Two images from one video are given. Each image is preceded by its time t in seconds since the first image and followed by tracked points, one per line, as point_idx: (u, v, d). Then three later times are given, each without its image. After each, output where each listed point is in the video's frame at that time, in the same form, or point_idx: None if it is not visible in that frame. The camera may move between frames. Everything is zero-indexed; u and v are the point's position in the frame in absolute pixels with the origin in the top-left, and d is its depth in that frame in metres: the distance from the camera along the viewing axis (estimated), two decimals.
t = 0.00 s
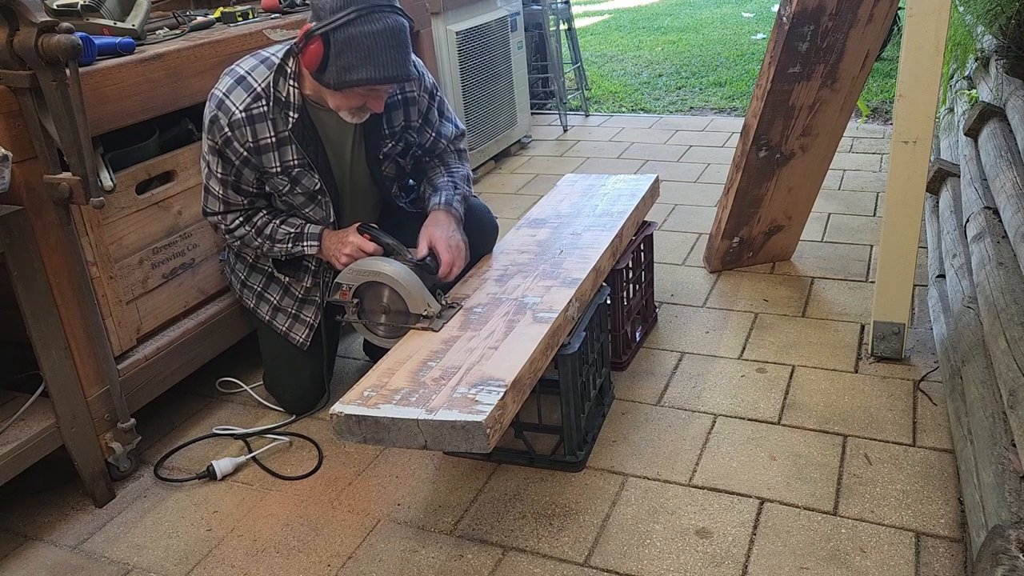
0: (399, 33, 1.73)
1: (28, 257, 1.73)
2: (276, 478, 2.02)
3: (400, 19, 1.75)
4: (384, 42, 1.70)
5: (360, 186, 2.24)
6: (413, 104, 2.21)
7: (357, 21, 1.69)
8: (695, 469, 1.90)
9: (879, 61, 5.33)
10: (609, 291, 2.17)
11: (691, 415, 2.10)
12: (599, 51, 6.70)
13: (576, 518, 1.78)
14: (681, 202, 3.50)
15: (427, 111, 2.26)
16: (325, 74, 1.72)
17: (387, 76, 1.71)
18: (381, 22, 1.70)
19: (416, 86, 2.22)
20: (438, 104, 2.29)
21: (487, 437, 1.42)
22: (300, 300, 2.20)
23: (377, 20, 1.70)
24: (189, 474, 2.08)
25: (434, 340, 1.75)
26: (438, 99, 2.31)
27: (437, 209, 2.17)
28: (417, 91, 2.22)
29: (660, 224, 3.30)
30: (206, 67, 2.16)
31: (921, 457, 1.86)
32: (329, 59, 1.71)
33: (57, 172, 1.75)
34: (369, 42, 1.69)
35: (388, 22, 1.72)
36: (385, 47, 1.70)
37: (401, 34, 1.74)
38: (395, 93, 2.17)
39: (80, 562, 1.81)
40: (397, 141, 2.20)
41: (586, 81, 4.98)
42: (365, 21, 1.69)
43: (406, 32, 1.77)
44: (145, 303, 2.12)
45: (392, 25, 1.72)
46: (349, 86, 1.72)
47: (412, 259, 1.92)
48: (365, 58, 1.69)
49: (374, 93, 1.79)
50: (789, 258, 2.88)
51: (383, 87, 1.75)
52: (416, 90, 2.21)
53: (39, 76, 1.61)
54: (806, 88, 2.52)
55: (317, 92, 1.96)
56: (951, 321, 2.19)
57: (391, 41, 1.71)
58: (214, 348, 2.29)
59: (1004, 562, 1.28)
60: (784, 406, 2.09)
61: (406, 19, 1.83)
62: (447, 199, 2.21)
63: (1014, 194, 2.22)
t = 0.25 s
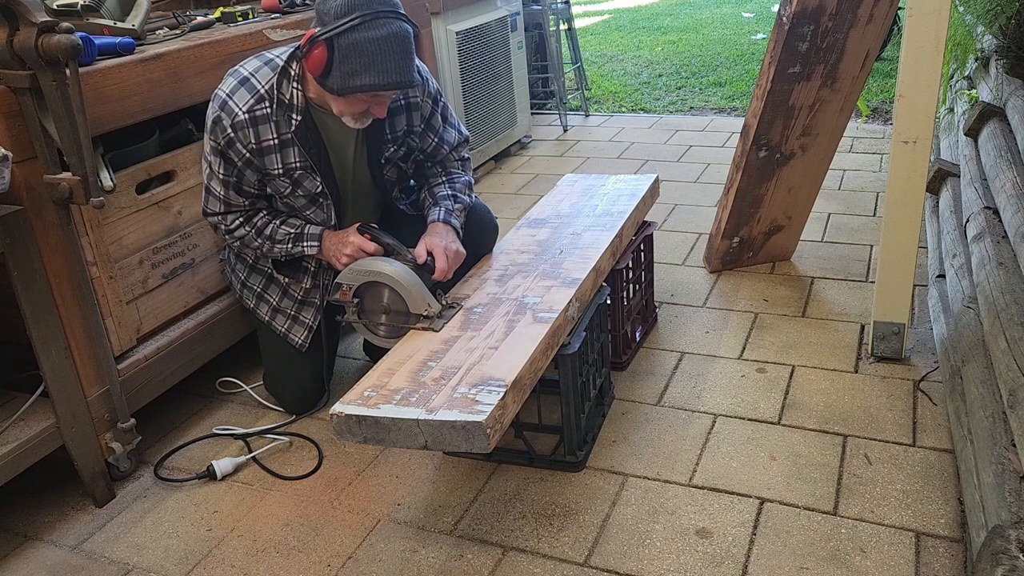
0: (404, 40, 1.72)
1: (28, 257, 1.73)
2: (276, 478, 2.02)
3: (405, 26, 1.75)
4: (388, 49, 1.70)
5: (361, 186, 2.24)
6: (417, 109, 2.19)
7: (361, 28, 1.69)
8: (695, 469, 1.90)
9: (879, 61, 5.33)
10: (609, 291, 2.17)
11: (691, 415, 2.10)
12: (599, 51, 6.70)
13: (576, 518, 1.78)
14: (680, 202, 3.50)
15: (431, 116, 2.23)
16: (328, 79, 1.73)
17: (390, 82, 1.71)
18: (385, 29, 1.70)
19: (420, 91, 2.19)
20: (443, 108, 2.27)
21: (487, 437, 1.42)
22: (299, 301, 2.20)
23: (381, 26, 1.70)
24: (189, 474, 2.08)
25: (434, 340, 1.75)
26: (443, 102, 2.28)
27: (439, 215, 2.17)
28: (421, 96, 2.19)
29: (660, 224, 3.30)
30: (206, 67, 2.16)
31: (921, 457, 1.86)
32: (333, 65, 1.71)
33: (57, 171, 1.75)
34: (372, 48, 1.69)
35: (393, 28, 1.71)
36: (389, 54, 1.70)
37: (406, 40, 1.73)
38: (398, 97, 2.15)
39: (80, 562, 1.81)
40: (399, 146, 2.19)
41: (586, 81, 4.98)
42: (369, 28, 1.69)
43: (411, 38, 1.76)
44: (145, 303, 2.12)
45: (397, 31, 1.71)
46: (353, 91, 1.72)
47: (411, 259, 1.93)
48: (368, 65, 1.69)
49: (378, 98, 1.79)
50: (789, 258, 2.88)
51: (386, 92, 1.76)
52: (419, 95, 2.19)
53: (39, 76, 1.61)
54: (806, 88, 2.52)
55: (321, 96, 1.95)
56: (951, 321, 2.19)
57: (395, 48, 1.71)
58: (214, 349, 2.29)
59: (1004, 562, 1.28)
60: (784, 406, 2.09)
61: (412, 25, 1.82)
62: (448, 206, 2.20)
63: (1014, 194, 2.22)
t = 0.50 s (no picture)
0: (400, 45, 1.72)
1: (28, 257, 1.73)
2: (276, 478, 2.02)
3: (402, 30, 1.74)
4: (384, 54, 1.69)
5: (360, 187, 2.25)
6: (417, 111, 2.18)
7: (357, 32, 1.69)
8: (695, 469, 1.90)
9: (879, 61, 5.33)
10: (609, 291, 2.17)
11: (691, 415, 2.10)
12: (599, 51, 6.70)
13: (576, 518, 1.78)
14: (681, 202, 3.50)
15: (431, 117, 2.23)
16: (325, 83, 1.73)
17: (387, 87, 1.70)
18: (381, 33, 1.70)
19: (421, 93, 2.19)
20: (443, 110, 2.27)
21: (487, 437, 1.42)
22: (299, 302, 2.20)
23: (377, 30, 1.69)
24: (189, 474, 2.08)
25: (434, 340, 1.75)
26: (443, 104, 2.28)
27: (440, 215, 2.17)
28: (421, 99, 2.19)
29: (660, 224, 3.30)
30: (206, 67, 2.16)
31: (921, 457, 1.86)
32: (330, 68, 1.71)
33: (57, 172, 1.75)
34: (369, 53, 1.69)
35: (389, 33, 1.71)
36: (385, 58, 1.70)
37: (402, 46, 1.73)
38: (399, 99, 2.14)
39: (80, 563, 1.81)
40: (399, 148, 2.18)
41: (586, 81, 4.98)
42: (366, 32, 1.69)
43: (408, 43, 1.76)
44: (145, 303, 2.12)
45: (394, 36, 1.71)
46: (350, 95, 1.72)
47: (410, 259, 1.93)
48: (364, 70, 1.69)
49: (375, 102, 1.78)
50: (789, 258, 2.88)
51: (384, 97, 1.75)
52: (419, 96, 2.18)
53: (39, 76, 1.61)
54: (806, 88, 2.52)
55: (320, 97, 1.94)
56: (951, 321, 2.19)
57: (390, 53, 1.70)
58: (214, 348, 2.29)
59: (1004, 562, 1.28)
60: (784, 406, 2.09)
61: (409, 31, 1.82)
62: (448, 206, 2.20)
63: (1014, 194, 2.22)
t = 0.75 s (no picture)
0: (425, 9, 1.70)
1: (28, 257, 1.73)
2: (276, 478, 2.02)
3: None
4: (411, 21, 1.67)
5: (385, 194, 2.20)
6: (445, 113, 2.12)
7: (381, 5, 1.67)
8: (695, 469, 1.90)
9: (879, 61, 5.33)
10: (609, 291, 2.17)
11: (691, 415, 2.10)
12: (599, 51, 6.70)
13: (576, 518, 1.78)
14: (680, 202, 3.50)
15: (459, 118, 2.16)
16: (360, 66, 1.71)
17: (420, 51, 1.68)
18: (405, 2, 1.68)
19: (449, 93, 2.12)
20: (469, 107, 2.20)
21: (487, 437, 1.42)
22: (321, 299, 2.19)
23: None
24: (189, 474, 2.08)
25: (434, 340, 1.74)
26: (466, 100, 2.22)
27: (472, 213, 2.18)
28: (449, 99, 2.12)
29: (660, 224, 3.30)
30: (206, 67, 2.16)
31: (921, 457, 1.86)
32: (362, 51, 1.69)
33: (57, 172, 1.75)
34: (396, 23, 1.66)
35: None
36: (413, 26, 1.68)
37: (428, 9, 1.71)
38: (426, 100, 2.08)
39: (80, 563, 1.81)
40: (426, 150, 2.15)
41: (586, 81, 4.98)
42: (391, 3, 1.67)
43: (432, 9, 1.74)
44: (145, 303, 2.12)
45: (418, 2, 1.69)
46: (386, 70, 1.70)
47: (488, 266, 1.81)
48: (396, 39, 1.67)
49: (415, 78, 1.76)
50: (789, 258, 2.88)
51: (420, 67, 1.73)
52: (446, 98, 2.11)
53: (39, 76, 1.61)
54: (806, 88, 2.52)
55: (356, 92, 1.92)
56: (951, 321, 2.18)
57: (417, 18, 1.68)
58: (214, 348, 2.29)
59: (1004, 562, 1.28)
60: (784, 406, 2.09)
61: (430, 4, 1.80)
62: (478, 207, 2.18)
63: (1014, 194, 2.21)
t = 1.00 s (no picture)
0: (424, 8, 1.70)
1: (27, 257, 1.73)
2: (276, 478, 2.02)
3: None
4: (411, 19, 1.67)
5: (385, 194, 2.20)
6: (444, 113, 2.12)
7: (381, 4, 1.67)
8: (695, 469, 1.90)
9: (879, 61, 5.33)
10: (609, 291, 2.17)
11: (691, 415, 2.10)
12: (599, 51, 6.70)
13: (576, 518, 1.78)
14: (680, 202, 3.50)
15: (459, 118, 2.15)
16: (360, 66, 1.71)
17: (419, 50, 1.68)
18: None
19: (449, 92, 2.12)
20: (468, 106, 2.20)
21: (487, 437, 1.42)
22: (322, 299, 2.19)
23: None
24: (189, 474, 2.08)
25: (434, 340, 1.74)
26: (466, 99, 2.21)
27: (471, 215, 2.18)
28: (449, 98, 2.12)
29: (660, 224, 3.30)
30: (206, 67, 2.16)
31: (921, 457, 1.86)
32: (361, 50, 1.69)
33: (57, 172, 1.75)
34: (396, 22, 1.66)
35: None
36: (412, 24, 1.68)
37: (427, 7, 1.71)
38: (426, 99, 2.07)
39: (80, 563, 1.81)
40: (426, 149, 2.15)
41: (586, 81, 4.98)
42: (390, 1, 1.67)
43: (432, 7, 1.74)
44: (145, 303, 2.12)
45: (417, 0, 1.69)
46: (386, 69, 1.70)
47: (489, 266, 1.81)
48: (396, 38, 1.67)
49: (414, 77, 1.76)
50: (789, 258, 2.88)
51: (419, 65, 1.73)
52: (446, 97, 2.11)
53: (39, 76, 1.61)
54: (806, 88, 2.52)
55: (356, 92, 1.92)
56: (951, 321, 2.18)
57: (416, 16, 1.68)
58: (214, 348, 2.29)
59: (1004, 562, 1.28)
60: (784, 406, 2.09)
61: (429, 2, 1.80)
62: (478, 208, 2.18)
63: (1014, 194, 2.21)
